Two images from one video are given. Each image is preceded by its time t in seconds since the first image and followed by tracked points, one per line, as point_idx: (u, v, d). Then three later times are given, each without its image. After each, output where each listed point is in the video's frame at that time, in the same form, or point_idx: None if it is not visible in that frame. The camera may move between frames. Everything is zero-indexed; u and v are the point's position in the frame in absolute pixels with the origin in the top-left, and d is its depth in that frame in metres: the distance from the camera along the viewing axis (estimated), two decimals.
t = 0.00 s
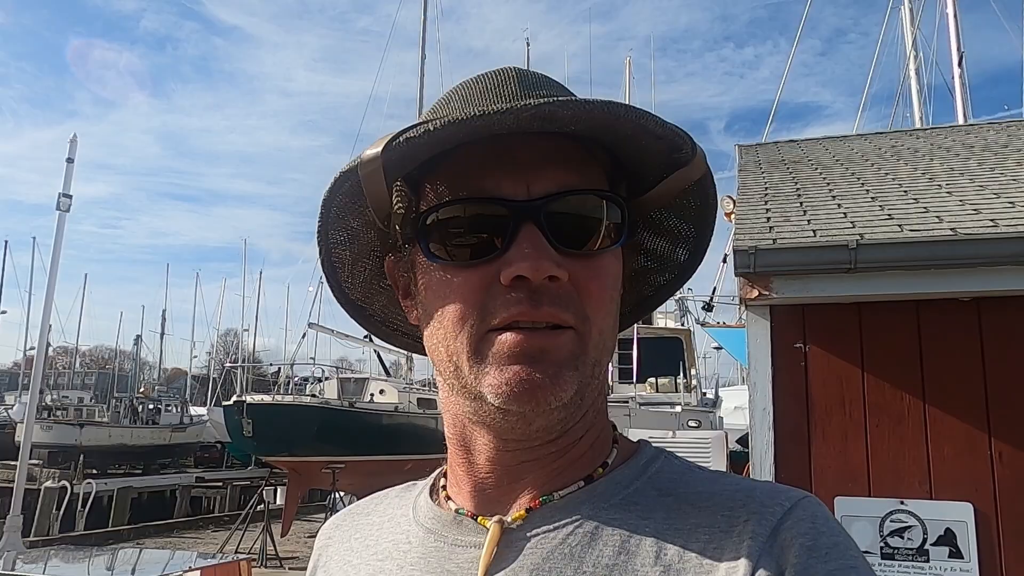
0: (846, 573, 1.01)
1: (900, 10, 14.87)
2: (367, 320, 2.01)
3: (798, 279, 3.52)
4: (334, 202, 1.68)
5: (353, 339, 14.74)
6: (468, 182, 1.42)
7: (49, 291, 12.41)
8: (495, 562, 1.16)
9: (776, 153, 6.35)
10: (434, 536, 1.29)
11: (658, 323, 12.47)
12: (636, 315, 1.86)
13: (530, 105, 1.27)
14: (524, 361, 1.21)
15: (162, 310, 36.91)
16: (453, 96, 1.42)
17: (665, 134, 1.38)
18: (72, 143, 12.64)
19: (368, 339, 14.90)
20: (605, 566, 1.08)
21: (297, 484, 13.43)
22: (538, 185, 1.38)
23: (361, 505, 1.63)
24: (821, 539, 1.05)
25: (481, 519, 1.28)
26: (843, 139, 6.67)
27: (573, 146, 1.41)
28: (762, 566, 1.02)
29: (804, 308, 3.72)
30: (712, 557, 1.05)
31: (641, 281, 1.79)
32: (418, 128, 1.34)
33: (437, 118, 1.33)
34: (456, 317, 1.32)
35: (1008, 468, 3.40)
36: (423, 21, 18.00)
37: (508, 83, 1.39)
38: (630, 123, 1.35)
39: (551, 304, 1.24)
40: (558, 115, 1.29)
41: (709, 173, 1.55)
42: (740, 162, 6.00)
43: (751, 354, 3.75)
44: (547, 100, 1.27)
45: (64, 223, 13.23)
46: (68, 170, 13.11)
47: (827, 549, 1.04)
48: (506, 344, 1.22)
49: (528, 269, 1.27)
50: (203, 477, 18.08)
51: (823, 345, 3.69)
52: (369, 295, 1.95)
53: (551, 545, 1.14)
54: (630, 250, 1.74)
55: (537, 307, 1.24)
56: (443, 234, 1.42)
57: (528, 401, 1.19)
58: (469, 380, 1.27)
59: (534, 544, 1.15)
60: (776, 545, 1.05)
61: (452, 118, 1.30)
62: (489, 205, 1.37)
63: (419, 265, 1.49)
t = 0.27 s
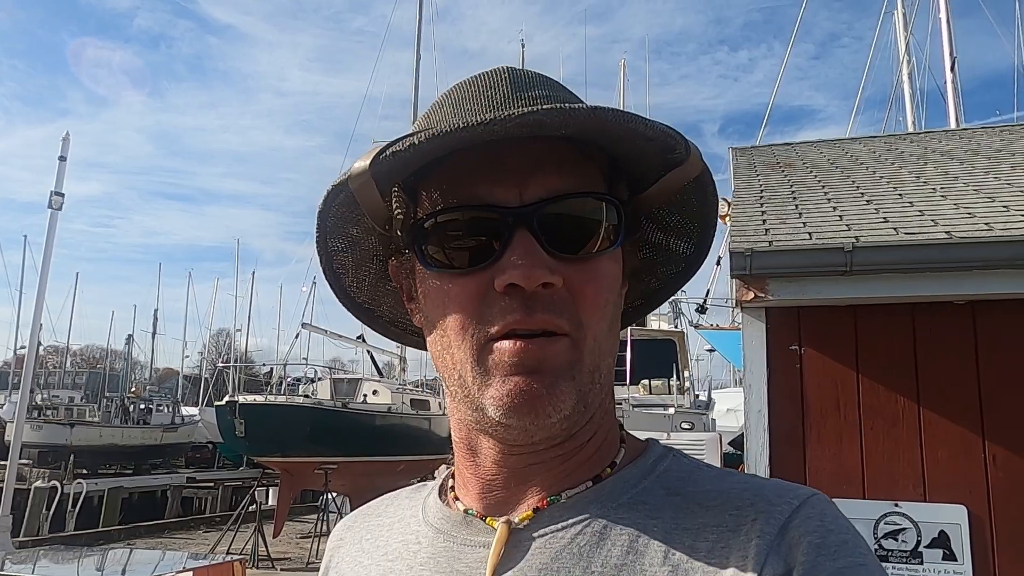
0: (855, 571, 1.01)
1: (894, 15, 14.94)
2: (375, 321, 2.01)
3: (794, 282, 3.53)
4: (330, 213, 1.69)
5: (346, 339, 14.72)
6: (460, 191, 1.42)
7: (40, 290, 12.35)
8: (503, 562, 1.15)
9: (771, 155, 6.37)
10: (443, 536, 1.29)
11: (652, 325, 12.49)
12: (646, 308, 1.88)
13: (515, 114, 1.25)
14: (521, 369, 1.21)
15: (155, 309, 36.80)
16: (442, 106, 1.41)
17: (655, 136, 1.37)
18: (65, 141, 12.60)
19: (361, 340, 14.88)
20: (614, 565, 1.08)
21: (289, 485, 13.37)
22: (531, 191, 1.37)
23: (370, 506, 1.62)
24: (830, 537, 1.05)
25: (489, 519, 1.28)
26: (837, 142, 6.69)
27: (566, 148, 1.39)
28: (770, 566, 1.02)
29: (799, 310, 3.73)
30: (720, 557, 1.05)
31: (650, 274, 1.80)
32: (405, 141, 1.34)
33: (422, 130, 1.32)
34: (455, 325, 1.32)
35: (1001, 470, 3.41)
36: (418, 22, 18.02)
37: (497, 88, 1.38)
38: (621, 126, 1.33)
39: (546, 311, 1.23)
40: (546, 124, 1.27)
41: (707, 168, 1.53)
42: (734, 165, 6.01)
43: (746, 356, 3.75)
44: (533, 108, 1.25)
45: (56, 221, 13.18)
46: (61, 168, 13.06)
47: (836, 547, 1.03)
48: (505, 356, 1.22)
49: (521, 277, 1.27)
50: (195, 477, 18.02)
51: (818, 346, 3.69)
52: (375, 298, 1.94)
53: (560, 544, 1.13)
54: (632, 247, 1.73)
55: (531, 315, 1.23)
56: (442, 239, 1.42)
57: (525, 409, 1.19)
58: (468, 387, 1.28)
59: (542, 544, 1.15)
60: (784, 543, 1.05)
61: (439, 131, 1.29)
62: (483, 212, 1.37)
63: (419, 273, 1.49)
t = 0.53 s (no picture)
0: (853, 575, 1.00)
1: (884, 16, 15.00)
2: (373, 322, 2.01)
3: (786, 282, 3.53)
4: (330, 218, 1.68)
5: (337, 338, 14.68)
6: (462, 198, 1.41)
7: (28, 287, 12.27)
8: (501, 563, 1.15)
9: (763, 155, 6.38)
10: (442, 538, 1.29)
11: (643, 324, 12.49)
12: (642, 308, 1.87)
13: (517, 126, 1.23)
14: (521, 377, 1.21)
15: (145, 307, 36.63)
16: (444, 112, 1.40)
17: (658, 145, 1.35)
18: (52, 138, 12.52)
19: (352, 338, 14.84)
20: (610, 568, 1.07)
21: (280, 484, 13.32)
22: (531, 199, 1.36)
23: (370, 508, 1.62)
24: (827, 540, 1.04)
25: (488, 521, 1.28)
26: (828, 142, 6.71)
27: (568, 155, 1.38)
28: (766, 569, 1.01)
29: (792, 309, 3.73)
30: (716, 560, 1.04)
31: (647, 275, 1.79)
32: (405, 150, 1.33)
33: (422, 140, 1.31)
34: (456, 332, 1.32)
35: (992, 471, 3.43)
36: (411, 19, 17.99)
37: (498, 93, 1.36)
38: (625, 135, 1.31)
39: (546, 320, 1.23)
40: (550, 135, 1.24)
41: (708, 174, 1.51)
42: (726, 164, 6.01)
43: (738, 355, 3.75)
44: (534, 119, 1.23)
45: (44, 218, 13.09)
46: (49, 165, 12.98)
47: (834, 550, 1.02)
48: (505, 365, 1.23)
49: (522, 285, 1.26)
50: (185, 476, 17.94)
51: (811, 346, 3.69)
52: (374, 299, 1.94)
53: (557, 546, 1.13)
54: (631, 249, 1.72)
55: (532, 324, 1.23)
56: (443, 244, 1.41)
57: (526, 417, 1.20)
58: (470, 394, 1.28)
59: (539, 546, 1.15)
60: (780, 545, 1.04)
61: (439, 141, 1.27)
62: (483, 219, 1.36)
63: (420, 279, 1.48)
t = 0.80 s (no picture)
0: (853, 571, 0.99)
1: (875, 16, 15.07)
2: (377, 342, 1.99)
3: (776, 279, 3.54)
4: (329, 226, 1.68)
5: (327, 335, 14.66)
6: (456, 197, 1.41)
7: (16, 283, 12.23)
8: (504, 555, 1.15)
9: (755, 154, 6.39)
10: (446, 532, 1.29)
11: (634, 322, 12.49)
12: (635, 313, 1.85)
13: (504, 114, 1.24)
14: (523, 359, 1.20)
15: (134, 304, 36.44)
16: (432, 114, 1.41)
17: (639, 132, 1.36)
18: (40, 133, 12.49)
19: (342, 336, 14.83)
20: (610, 560, 1.07)
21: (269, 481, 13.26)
22: (523, 192, 1.36)
23: (374, 510, 1.62)
24: (827, 536, 1.03)
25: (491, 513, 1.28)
26: (820, 141, 6.73)
27: (556, 150, 1.38)
28: (764, 561, 1.01)
29: (783, 307, 3.74)
30: (714, 552, 1.04)
31: (636, 277, 1.79)
32: (399, 147, 1.34)
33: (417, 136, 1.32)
34: (456, 324, 1.32)
35: (980, 467, 3.44)
36: (403, 16, 17.96)
37: (485, 93, 1.38)
38: (607, 123, 1.32)
39: (544, 304, 1.23)
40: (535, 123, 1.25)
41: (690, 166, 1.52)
42: (718, 162, 6.02)
43: (729, 352, 3.76)
44: (521, 108, 1.24)
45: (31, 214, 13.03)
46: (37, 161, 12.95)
47: (833, 547, 1.02)
48: (508, 347, 1.22)
49: (519, 271, 1.26)
50: (173, 473, 17.85)
51: (801, 344, 3.70)
52: (375, 315, 1.93)
53: (558, 538, 1.13)
54: (621, 249, 1.72)
55: (530, 308, 1.23)
56: (438, 243, 1.40)
57: (530, 397, 1.18)
58: (472, 383, 1.27)
59: (541, 537, 1.14)
60: (779, 538, 1.03)
61: (427, 137, 1.29)
62: (477, 215, 1.36)
63: (417, 280, 1.48)
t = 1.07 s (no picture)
0: (851, 561, 0.98)
1: (870, 15, 15.08)
2: (370, 346, 1.98)
3: (770, 276, 3.54)
4: (308, 228, 1.69)
5: (322, 333, 14.64)
6: (433, 194, 1.40)
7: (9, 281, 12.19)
8: (499, 553, 1.14)
9: (749, 151, 6.38)
10: (441, 531, 1.27)
11: (630, 320, 12.49)
12: (626, 303, 1.84)
13: (471, 108, 1.24)
14: (506, 355, 1.20)
15: (129, 302, 36.36)
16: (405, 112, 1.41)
17: (610, 115, 1.35)
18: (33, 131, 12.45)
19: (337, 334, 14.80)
20: (607, 556, 1.06)
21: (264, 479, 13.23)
22: (498, 184, 1.35)
23: (368, 511, 1.60)
24: (824, 526, 1.02)
25: (486, 512, 1.27)
26: (814, 139, 6.73)
27: (530, 142, 1.37)
28: (762, 553, 1.00)
29: (777, 304, 3.73)
30: (711, 544, 1.03)
31: (623, 268, 1.77)
32: (372, 146, 1.36)
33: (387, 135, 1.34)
34: (440, 322, 1.31)
35: (973, 465, 3.44)
36: (398, 14, 17.93)
37: (456, 87, 1.37)
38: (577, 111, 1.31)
39: (524, 297, 1.22)
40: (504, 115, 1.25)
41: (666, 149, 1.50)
42: (713, 160, 6.02)
43: (724, 350, 3.75)
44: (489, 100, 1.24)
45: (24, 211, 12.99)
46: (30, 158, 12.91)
47: (832, 536, 1.01)
48: (490, 341, 1.21)
49: (497, 266, 1.25)
50: (168, 472, 17.81)
51: (795, 341, 3.70)
52: (365, 319, 1.91)
53: (553, 534, 1.12)
54: (607, 239, 1.70)
55: (510, 302, 1.22)
56: (418, 240, 1.39)
57: (513, 392, 1.18)
58: (457, 380, 1.26)
59: (537, 533, 1.13)
60: (777, 529, 1.02)
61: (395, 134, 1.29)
62: (456, 211, 1.35)
63: (400, 279, 1.47)
